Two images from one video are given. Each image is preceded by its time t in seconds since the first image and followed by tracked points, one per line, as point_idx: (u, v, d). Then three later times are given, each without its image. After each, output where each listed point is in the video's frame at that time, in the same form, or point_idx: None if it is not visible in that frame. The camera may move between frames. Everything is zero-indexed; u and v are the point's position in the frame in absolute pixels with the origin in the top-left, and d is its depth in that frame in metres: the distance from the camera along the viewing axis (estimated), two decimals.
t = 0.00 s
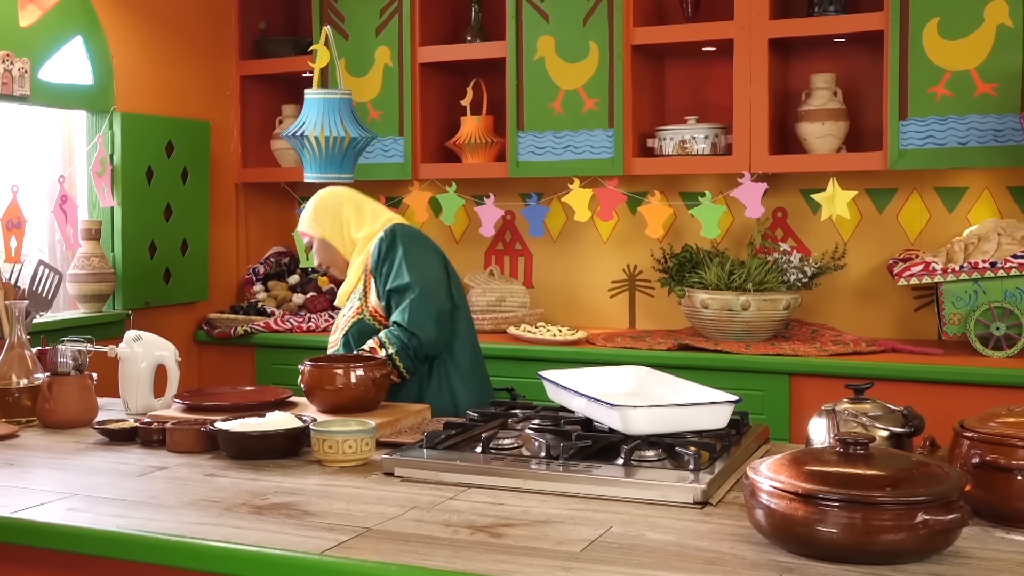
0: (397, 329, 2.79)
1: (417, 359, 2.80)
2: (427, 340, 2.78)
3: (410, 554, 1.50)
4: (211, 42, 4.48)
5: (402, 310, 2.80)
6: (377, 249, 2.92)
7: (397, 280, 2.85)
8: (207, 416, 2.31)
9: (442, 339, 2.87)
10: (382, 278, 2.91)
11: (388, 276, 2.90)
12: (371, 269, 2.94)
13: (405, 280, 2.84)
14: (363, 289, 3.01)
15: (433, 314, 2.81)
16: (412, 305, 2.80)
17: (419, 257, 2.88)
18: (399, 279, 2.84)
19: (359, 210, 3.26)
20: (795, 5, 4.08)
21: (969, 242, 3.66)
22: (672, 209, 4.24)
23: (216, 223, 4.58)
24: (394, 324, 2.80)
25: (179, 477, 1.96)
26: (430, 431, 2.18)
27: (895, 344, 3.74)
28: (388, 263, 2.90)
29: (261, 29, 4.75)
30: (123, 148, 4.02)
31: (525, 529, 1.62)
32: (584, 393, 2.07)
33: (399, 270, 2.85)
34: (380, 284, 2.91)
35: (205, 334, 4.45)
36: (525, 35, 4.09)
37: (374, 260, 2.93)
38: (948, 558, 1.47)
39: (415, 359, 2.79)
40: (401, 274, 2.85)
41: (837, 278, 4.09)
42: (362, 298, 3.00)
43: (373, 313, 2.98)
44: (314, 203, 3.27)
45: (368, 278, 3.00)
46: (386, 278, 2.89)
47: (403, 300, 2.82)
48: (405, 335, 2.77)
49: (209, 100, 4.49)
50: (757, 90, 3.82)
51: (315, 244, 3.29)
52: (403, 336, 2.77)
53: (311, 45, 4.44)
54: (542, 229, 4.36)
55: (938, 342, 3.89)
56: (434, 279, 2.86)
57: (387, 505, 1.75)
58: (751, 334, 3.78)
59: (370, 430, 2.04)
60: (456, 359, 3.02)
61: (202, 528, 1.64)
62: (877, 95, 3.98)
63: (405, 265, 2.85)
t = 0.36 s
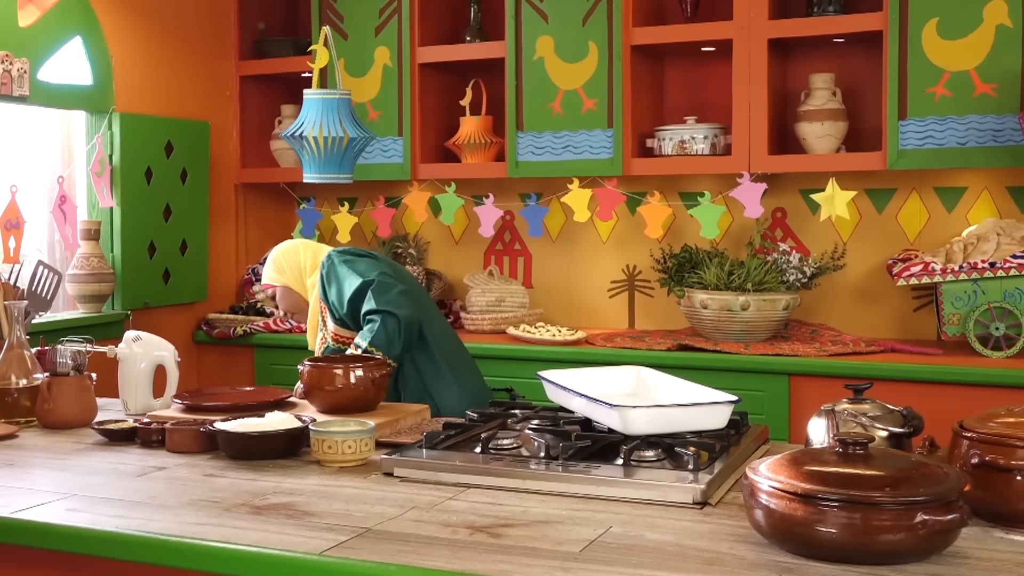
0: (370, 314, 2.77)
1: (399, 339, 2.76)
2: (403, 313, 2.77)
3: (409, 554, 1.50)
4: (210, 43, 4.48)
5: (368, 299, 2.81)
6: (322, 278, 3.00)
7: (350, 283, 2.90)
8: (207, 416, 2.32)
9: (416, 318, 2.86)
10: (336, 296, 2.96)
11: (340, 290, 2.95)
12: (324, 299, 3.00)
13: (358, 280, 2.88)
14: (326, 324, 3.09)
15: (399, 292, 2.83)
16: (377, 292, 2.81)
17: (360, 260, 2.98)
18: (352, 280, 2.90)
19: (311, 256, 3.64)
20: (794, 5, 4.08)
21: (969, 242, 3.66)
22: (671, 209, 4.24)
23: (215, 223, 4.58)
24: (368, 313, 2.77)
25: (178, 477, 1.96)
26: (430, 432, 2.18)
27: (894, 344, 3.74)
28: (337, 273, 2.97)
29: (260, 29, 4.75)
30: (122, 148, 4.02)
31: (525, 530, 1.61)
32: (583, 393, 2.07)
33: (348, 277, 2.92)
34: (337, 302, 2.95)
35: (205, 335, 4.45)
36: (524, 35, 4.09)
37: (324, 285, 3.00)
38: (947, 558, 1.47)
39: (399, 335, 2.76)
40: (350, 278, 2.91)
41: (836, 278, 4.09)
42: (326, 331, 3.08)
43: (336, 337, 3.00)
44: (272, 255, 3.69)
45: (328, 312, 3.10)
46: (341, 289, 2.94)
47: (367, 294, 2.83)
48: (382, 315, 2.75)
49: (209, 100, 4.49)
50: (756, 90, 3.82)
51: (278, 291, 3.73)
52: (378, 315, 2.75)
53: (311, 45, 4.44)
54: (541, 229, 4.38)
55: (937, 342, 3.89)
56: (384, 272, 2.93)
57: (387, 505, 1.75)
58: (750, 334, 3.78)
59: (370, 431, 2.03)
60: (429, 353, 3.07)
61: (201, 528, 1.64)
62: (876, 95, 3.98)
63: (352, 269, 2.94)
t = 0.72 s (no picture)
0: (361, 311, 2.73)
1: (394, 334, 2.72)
2: (396, 306, 2.73)
3: (409, 555, 1.50)
4: (209, 43, 4.48)
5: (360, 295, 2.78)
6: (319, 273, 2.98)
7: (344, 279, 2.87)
8: (206, 417, 2.32)
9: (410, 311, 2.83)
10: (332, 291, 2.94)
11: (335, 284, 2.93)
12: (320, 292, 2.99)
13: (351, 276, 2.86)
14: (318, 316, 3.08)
15: (392, 287, 2.79)
16: (370, 288, 2.78)
17: (352, 256, 2.96)
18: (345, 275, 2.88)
19: (310, 241, 3.50)
20: (793, 6, 4.08)
21: (968, 242, 3.66)
22: (671, 210, 4.23)
23: (214, 223, 4.58)
24: (360, 309, 2.74)
25: (177, 477, 1.96)
26: (429, 432, 2.18)
27: (894, 344, 3.74)
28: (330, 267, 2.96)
29: (260, 29, 4.75)
30: (122, 148, 4.02)
31: (524, 530, 1.61)
32: (582, 393, 2.07)
33: (342, 273, 2.90)
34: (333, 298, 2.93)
35: (204, 335, 4.44)
36: (524, 36, 4.09)
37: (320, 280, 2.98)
38: (947, 558, 1.47)
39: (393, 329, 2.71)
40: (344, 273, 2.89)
41: (836, 278, 4.09)
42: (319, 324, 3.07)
43: (330, 334, 3.01)
44: (269, 228, 3.50)
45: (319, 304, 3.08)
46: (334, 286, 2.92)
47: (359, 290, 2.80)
48: (373, 311, 2.72)
49: (208, 100, 4.48)
50: (755, 90, 3.82)
51: (266, 266, 3.51)
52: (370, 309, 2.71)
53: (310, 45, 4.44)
54: (540, 229, 4.38)
55: (936, 342, 3.89)
56: (376, 267, 2.90)
57: (386, 505, 1.75)
58: (749, 334, 3.78)
59: (369, 431, 2.03)
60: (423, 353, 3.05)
61: (201, 528, 1.64)
62: (875, 95, 3.98)
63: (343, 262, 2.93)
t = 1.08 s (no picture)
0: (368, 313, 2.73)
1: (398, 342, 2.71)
2: (401, 314, 2.72)
3: (409, 555, 1.50)
4: (209, 43, 4.48)
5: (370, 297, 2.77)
6: (332, 259, 2.97)
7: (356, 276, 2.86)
8: (206, 417, 2.32)
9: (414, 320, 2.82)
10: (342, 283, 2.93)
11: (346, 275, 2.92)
12: (331, 277, 2.98)
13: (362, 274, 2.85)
14: (324, 298, 2.99)
15: (400, 293, 2.78)
16: (379, 291, 2.78)
17: (368, 247, 2.93)
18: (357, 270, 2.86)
19: (315, 219, 3.14)
20: (793, 6, 4.08)
21: (968, 243, 3.66)
22: (670, 210, 4.23)
23: (213, 223, 4.58)
24: (367, 313, 2.73)
25: (176, 477, 1.96)
26: (428, 432, 2.18)
27: (894, 345, 3.74)
28: (344, 256, 2.93)
29: (259, 29, 4.75)
30: (122, 149, 4.02)
31: (524, 530, 1.61)
32: (582, 394, 2.07)
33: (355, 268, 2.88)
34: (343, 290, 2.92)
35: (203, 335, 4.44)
36: (523, 36, 4.09)
37: (332, 266, 2.97)
38: (947, 558, 1.47)
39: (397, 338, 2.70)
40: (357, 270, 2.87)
41: (835, 279, 4.09)
42: (326, 306, 2.98)
43: (342, 318, 2.97)
44: (273, 193, 3.12)
45: (327, 285, 2.99)
46: (345, 278, 2.91)
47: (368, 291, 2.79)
48: (380, 316, 2.71)
49: (208, 100, 4.48)
50: (755, 90, 3.82)
51: (264, 234, 3.09)
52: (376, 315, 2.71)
53: (310, 45, 4.44)
54: (540, 229, 4.36)
55: (936, 342, 3.89)
56: (389, 267, 2.89)
57: (386, 506, 1.75)
58: (749, 335, 3.78)
59: (369, 431, 2.04)
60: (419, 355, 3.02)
61: (200, 528, 1.64)
62: (875, 95, 3.98)
63: (359, 255, 2.90)
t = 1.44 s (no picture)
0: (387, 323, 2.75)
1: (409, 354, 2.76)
2: (414, 330, 2.75)
3: (409, 555, 1.50)
4: (208, 43, 4.48)
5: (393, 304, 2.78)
6: (366, 247, 2.94)
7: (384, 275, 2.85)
8: (206, 417, 2.32)
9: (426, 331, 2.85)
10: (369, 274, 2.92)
11: (375, 268, 2.90)
12: (360, 266, 2.94)
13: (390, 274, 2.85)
14: (349, 286, 2.96)
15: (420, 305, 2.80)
16: (400, 298, 2.79)
17: (404, 250, 2.90)
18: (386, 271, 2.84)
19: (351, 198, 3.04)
20: (793, 6, 4.09)
21: (967, 243, 3.66)
22: (670, 210, 4.23)
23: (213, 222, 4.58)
24: (381, 320, 2.76)
25: (176, 477, 1.96)
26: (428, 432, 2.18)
27: (893, 345, 3.74)
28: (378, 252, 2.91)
29: (259, 30, 4.75)
30: (121, 149, 4.01)
31: (524, 530, 1.61)
32: (582, 394, 2.07)
33: (386, 265, 2.87)
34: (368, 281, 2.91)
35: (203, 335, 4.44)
36: (523, 36, 4.09)
37: (365, 254, 2.94)
38: (947, 558, 1.47)
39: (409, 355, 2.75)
40: (387, 268, 2.86)
41: (835, 279, 4.09)
42: (350, 295, 2.95)
43: (363, 309, 2.94)
44: (322, 166, 2.97)
45: (354, 274, 2.96)
46: (371, 272, 2.90)
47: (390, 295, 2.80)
48: (393, 327, 2.74)
49: (207, 100, 4.48)
50: (755, 91, 3.82)
51: (317, 209, 2.94)
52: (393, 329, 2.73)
53: (310, 45, 4.44)
54: (540, 229, 4.35)
55: (936, 342, 3.89)
56: (419, 271, 2.88)
57: (385, 506, 1.75)
58: (749, 335, 3.78)
59: (369, 431, 2.04)
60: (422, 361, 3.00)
61: (200, 529, 1.64)
62: (875, 95, 3.98)
63: (392, 257, 2.87)
